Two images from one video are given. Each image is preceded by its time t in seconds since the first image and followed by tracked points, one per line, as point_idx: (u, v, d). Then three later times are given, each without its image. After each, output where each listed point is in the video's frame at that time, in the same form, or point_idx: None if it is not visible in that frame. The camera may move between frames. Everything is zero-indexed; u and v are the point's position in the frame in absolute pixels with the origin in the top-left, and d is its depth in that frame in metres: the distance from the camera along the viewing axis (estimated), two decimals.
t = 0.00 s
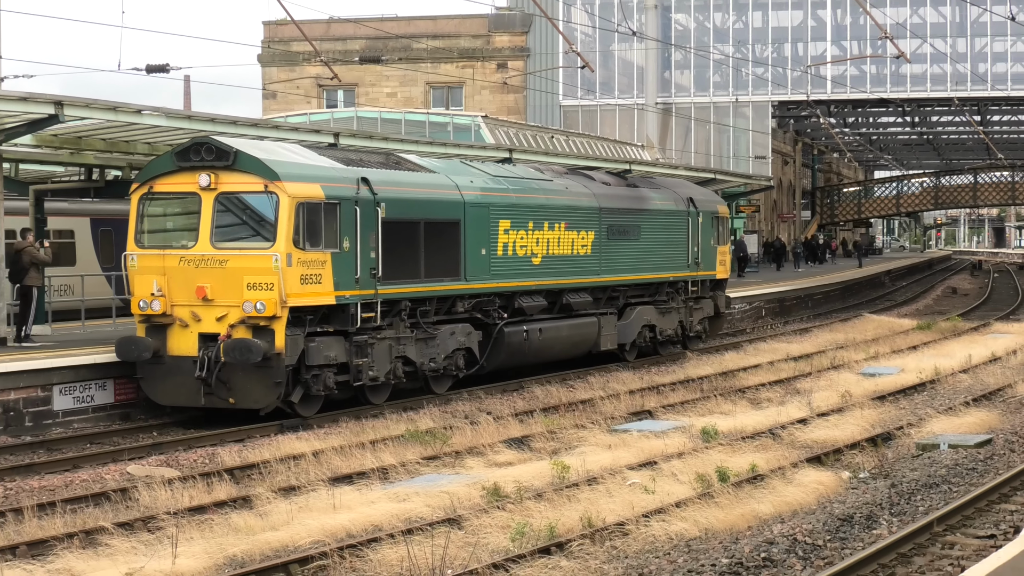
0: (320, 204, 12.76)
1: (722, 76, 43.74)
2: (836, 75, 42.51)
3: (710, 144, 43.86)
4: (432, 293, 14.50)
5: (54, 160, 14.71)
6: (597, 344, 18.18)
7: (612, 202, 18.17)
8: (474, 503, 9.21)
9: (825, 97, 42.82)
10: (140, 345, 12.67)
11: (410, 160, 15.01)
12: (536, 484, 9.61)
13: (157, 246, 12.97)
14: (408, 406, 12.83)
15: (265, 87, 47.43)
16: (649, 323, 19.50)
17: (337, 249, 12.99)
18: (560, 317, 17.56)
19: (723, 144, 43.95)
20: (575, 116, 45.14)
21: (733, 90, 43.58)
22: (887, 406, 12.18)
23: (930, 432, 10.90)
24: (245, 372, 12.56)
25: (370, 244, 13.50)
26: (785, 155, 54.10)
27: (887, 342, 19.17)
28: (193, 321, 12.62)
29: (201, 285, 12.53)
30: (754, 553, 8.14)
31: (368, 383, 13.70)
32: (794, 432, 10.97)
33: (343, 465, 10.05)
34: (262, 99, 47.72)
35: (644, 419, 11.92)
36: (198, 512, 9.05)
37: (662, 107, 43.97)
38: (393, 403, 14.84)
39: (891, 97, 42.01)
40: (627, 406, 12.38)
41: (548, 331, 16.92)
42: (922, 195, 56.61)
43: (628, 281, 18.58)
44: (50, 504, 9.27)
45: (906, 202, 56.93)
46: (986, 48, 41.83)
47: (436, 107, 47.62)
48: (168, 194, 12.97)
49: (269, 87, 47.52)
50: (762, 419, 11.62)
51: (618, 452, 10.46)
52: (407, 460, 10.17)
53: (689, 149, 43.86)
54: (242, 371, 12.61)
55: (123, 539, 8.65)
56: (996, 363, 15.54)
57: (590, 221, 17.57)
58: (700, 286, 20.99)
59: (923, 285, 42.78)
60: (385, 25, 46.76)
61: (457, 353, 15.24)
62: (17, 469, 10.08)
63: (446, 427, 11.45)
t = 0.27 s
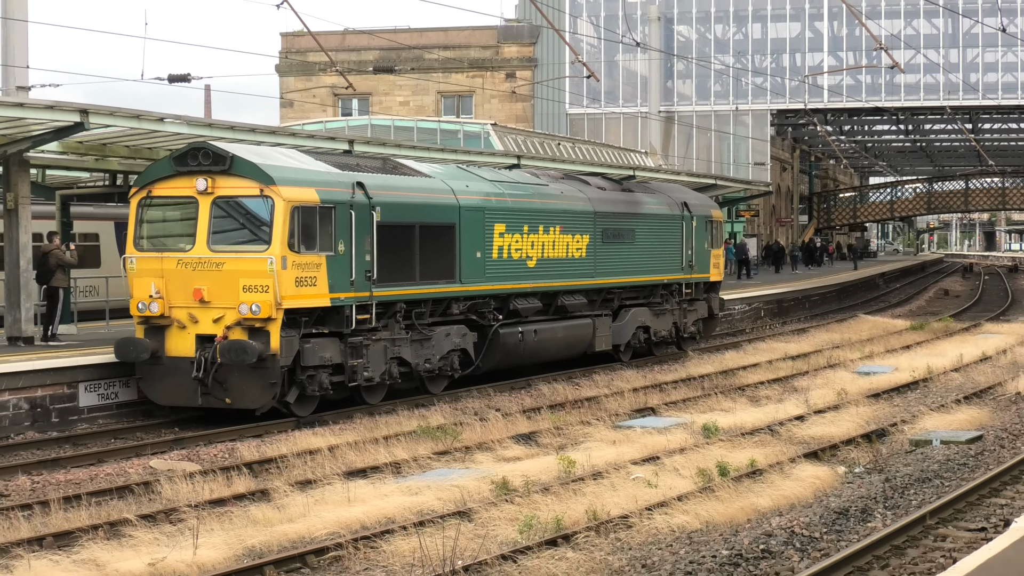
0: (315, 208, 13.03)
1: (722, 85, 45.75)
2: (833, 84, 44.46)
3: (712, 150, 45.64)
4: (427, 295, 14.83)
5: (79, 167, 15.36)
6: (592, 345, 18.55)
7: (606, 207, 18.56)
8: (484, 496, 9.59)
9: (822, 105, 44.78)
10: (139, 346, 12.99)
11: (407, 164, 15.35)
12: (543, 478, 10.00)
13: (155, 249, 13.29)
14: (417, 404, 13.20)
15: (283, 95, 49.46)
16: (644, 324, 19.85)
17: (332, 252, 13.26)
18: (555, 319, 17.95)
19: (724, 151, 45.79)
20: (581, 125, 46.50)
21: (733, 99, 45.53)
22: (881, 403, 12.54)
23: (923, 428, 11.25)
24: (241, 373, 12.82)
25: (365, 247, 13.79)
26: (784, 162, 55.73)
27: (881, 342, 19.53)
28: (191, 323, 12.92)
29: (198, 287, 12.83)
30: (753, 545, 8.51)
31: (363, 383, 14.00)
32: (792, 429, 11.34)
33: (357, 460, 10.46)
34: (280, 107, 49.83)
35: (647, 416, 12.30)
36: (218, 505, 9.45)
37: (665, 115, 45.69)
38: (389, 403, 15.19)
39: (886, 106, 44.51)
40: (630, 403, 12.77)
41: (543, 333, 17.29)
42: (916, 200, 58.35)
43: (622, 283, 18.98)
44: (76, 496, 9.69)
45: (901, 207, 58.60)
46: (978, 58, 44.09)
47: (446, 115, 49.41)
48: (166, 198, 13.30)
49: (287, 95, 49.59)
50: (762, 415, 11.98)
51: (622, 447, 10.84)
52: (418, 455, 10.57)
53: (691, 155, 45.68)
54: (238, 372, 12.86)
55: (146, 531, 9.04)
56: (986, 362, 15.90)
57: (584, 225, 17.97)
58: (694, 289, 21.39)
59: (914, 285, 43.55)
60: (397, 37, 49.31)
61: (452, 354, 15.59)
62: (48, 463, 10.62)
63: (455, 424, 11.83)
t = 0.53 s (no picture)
0: (310, 213, 13.41)
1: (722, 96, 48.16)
2: (828, 95, 47.03)
3: (711, 159, 48.34)
4: (422, 299, 15.23)
5: (106, 175, 16.10)
6: (587, 347, 19.03)
7: (601, 212, 19.02)
8: (493, 491, 10.02)
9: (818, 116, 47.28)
10: (139, 348, 13.36)
11: (404, 171, 15.77)
12: (550, 474, 10.42)
13: (155, 253, 13.68)
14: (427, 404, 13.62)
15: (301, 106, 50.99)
16: (638, 327, 20.36)
17: (327, 256, 13.64)
18: (550, 321, 18.41)
19: (724, 160, 48.35)
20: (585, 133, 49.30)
21: (733, 109, 47.92)
22: (874, 401, 12.96)
23: (914, 426, 11.67)
24: (238, 375, 13.17)
25: (361, 251, 14.18)
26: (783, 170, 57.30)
27: (875, 342, 19.95)
28: (190, 326, 13.29)
29: (197, 291, 13.21)
30: (752, 538, 8.94)
31: (359, 385, 14.36)
32: (789, 426, 11.76)
33: (371, 456, 10.92)
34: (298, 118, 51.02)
35: (650, 413, 12.71)
36: (238, 500, 9.90)
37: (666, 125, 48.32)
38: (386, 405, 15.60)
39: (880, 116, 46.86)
40: (633, 402, 13.20)
41: (538, 335, 17.75)
42: (908, 207, 60.35)
43: (617, 287, 19.47)
44: (102, 491, 10.17)
45: (893, 214, 60.27)
46: (968, 70, 46.29)
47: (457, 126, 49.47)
48: (166, 203, 13.68)
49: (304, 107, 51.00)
50: (761, 413, 12.39)
51: (626, 444, 11.26)
52: (430, 452, 11.03)
53: (692, 162, 48.48)
54: (235, 374, 13.21)
55: (169, 523, 9.50)
56: (975, 361, 16.33)
57: (579, 230, 18.44)
58: (688, 292, 21.93)
59: (908, 289, 44.49)
60: (410, 50, 49.03)
61: (448, 356, 16.00)
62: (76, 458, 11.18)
63: (465, 422, 12.26)
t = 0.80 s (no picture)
0: (306, 217, 13.66)
1: (723, 103, 49.42)
2: (825, 103, 48.05)
3: (713, 164, 49.23)
4: (418, 301, 15.53)
5: (126, 180, 16.56)
6: (583, 348, 19.44)
7: (596, 216, 19.44)
8: (501, 486, 10.36)
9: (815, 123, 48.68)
10: (138, 350, 13.56)
11: (401, 176, 16.11)
12: (556, 470, 10.76)
13: (154, 256, 13.91)
14: (435, 402, 13.96)
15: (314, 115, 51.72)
16: (634, 329, 20.81)
17: (323, 259, 13.90)
18: (547, 323, 18.80)
19: (724, 165, 49.45)
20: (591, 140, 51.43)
21: (732, 116, 49.08)
22: (870, 399, 13.29)
23: (909, 424, 12.01)
24: (235, 376, 13.34)
25: (357, 254, 14.46)
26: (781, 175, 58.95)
27: (871, 343, 20.28)
28: (188, 328, 13.49)
29: (194, 293, 13.42)
30: (751, 532, 9.27)
31: (356, 386, 14.63)
32: (787, 423, 12.10)
33: (383, 453, 11.28)
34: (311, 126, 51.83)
35: (653, 411, 13.07)
36: (254, 494, 10.26)
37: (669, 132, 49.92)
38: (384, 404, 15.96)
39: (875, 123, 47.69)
40: (636, 401, 13.53)
41: (534, 337, 18.15)
42: (903, 212, 60.17)
43: (612, 290, 19.91)
44: (122, 486, 10.56)
45: (889, 218, 60.31)
46: (961, 78, 47.25)
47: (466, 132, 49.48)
48: (164, 207, 13.92)
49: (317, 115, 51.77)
50: (761, 411, 12.73)
51: (630, 441, 11.61)
52: (440, 448, 11.38)
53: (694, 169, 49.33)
54: (232, 375, 13.38)
55: (187, 517, 9.87)
56: (969, 361, 16.68)
57: (576, 234, 18.86)
58: (683, 294, 22.47)
59: (901, 291, 45.51)
60: (421, 59, 48.38)
61: (445, 357, 16.35)
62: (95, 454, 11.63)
63: (473, 420, 12.60)
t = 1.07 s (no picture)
0: (303, 220, 13.98)
1: (723, 112, 51.21)
2: (822, 112, 50.03)
3: (713, 170, 51.41)
4: (414, 303, 15.91)
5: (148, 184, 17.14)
6: (578, 349, 19.87)
7: (592, 220, 19.92)
8: (509, 480, 10.78)
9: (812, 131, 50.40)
10: (137, 350, 13.94)
11: (399, 180, 16.49)
12: (562, 464, 11.19)
13: (154, 259, 14.28)
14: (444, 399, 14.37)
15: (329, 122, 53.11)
16: (629, 329, 21.29)
17: (320, 262, 14.23)
18: (543, 324, 19.24)
19: (725, 171, 51.47)
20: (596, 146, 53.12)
21: (732, 125, 50.99)
22: (865, 397, 13.71)
23: (902, 420, 12.41)
24: (232, 377, 13.70)
25: (353, 257, 14.80)
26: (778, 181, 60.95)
27: (866, 342, 20.74)
28: (186, 329, 13.85)
29: (192, 295, 13.77)
30: (750, 525, 9.68)
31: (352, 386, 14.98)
32: (785, 420, 12.51)
33: (395, 448, 11.73)
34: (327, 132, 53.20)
35: (656, 408, 13.50)
36: (271, 488, 10.71)
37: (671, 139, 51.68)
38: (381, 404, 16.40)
39: (871, 131, 49.94)
40: (640, 398, 13.96)
41: (530, 337, 18.58)
42: (896, 216, 63.16)
43: (608, 292, 20.35)
44: (145, 480, 11.05)
45: (884, 222, 63.00)
46: (953, 88, 49.23)
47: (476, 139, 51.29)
48: (164, 211, 14.30)
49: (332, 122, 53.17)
50: (760, 408, 13.16)
51: (633, 437, 12.04)
52: (450, 444, 11.82)
53: (694, 175, 51.68)
54: (229, 376, 13.74)
55: (208, 510, 10.32)
56: (961, 359, 17.13)
57: (571, 237, 19.32)
58: (678, 296, 22.98)
59: (896, 294, 47.15)
60: (432, 69, 50.76)
61: (441, 358, 16.78)
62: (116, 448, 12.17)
63: (483, 416, 13.05)
